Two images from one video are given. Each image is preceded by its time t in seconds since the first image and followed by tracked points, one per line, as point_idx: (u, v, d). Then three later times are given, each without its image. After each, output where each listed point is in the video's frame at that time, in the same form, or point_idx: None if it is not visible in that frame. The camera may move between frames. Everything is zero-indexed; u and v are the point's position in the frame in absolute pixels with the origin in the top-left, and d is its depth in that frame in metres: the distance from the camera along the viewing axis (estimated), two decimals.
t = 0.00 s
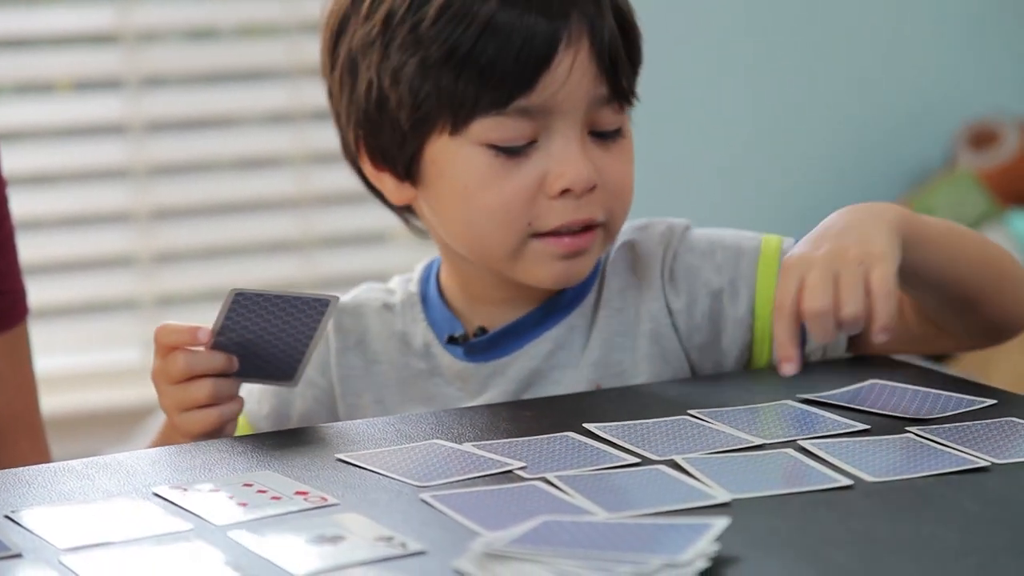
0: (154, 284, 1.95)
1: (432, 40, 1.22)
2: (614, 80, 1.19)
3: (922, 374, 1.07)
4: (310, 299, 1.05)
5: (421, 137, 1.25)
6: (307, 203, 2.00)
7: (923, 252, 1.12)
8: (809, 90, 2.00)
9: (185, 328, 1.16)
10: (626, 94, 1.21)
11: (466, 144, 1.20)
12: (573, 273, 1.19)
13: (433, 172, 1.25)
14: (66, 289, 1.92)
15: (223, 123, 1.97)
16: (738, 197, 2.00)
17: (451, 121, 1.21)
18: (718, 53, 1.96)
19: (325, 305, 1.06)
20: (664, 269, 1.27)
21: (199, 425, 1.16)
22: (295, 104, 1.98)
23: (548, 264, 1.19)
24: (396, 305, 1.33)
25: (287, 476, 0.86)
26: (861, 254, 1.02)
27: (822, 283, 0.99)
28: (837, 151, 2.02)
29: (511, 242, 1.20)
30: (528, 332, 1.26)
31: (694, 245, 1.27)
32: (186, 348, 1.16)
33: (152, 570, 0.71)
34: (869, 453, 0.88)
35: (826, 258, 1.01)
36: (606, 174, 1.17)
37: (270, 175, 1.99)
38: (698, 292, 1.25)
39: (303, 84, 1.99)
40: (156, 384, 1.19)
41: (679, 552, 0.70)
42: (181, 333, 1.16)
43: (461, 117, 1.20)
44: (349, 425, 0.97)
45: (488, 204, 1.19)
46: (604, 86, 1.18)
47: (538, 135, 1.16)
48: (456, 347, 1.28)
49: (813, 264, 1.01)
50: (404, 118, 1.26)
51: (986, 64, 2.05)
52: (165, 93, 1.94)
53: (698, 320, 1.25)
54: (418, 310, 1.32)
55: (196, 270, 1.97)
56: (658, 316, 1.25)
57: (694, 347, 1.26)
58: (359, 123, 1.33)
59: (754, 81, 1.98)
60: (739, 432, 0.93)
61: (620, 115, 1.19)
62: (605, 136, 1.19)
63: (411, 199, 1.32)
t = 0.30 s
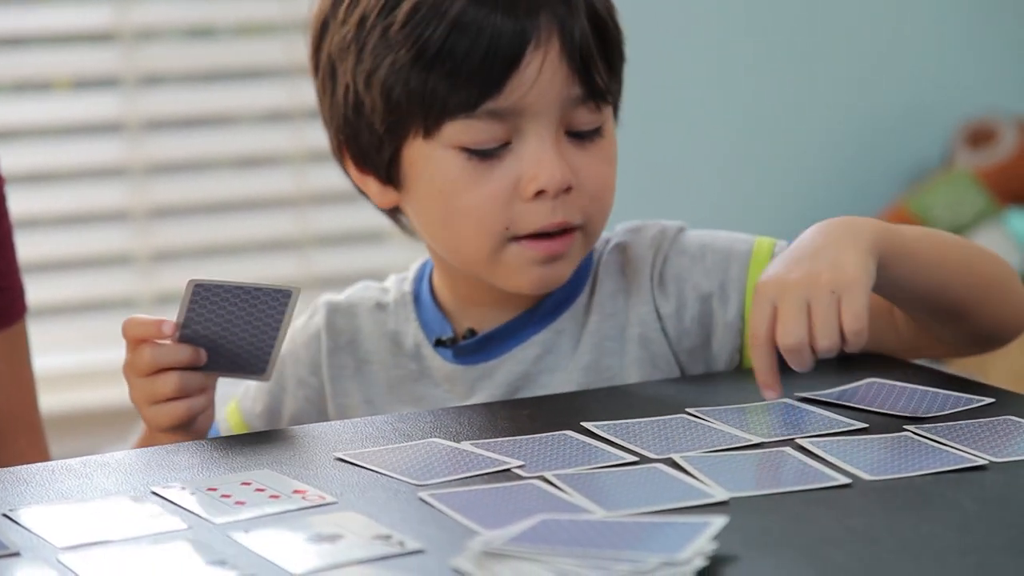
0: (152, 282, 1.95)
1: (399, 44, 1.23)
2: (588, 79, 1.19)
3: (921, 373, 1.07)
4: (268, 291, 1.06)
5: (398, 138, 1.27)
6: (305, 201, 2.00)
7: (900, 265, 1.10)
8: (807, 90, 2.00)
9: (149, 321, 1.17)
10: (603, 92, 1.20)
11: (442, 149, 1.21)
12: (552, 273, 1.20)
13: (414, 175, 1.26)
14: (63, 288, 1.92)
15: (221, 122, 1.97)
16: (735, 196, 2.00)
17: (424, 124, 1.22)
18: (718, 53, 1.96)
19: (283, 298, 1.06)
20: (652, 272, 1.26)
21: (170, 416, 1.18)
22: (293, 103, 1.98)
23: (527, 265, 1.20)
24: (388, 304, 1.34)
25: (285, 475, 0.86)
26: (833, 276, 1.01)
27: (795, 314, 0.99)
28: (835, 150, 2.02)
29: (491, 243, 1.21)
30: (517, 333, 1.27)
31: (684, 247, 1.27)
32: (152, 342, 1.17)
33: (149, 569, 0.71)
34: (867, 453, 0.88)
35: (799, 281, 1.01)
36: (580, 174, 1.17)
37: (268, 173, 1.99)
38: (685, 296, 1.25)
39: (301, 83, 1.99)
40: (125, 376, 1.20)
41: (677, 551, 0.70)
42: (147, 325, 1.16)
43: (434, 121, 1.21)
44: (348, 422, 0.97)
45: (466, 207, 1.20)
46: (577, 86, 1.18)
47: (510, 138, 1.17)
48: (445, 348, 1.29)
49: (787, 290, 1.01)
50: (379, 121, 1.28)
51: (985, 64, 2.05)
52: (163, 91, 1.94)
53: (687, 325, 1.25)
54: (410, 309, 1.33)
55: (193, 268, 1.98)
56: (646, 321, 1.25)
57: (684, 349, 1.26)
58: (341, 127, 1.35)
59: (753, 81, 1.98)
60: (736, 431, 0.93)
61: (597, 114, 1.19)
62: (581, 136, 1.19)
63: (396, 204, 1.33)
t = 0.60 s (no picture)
0: (152, 281, 1.95)
1: (379, 46, 1.25)
2: (571, 75, 1.18)
3: (921, 372, 1.07)
4: (269, 287, 1.05)
5: (383, 139, 1.28)
6: (305, 200, 2.01)
7: (863, 270, 1.07)
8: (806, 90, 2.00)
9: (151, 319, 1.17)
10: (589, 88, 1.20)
11: (427, 150, 1.22)
12: (541, 272, 1.20)
13: (404, 176, 1.27)
14: (63, 287, 1.92)
15: (223, 121, 1.97)
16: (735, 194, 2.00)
17: (407, 128, 1.23)
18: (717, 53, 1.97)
19: (284, 295, 1.06)
20: (644, 270, 1.27)
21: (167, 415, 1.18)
22: (293, 102, 1.99)
23: (515, 265, 1.20)
24: (390, 304, 1.34)
25: (285, 474, 0.87)
26: (760, 278, 1.00)
27: (714, 306, 0.98)
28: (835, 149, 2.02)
29: (480, 244, 1.21)
30: (517, 334, 1.27)
31: (674, 241, 1.27)
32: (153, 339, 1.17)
33: (149, 568, 0.71)
34: (866, 452, 0.87)
35: (724, 275, 1.00)
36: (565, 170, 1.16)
37: (268, 172, 2.00)
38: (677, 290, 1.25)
39: (302, 82, 2.00)
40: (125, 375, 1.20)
41: (677, 550, 0.70)
42: (147, 322, 1.17)
43: (417, 122, 1.22)
44: (351, 422, 0.97)
45: (454, 209, 1.21)
46: (559, 82, 1.17)
47: (492, 138, 1.17)
48: (447, 349, 1.29)
49: (712, 280, 1.00)
50: (365, 124, 1.29)
51: (984, 64, 2.16)
52: (163, 91, 1.94)
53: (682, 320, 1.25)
54: (410, 309, 1.33)
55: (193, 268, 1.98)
56: (642, 318, 1.26)
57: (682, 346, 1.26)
58: (334, 132, 1.37)
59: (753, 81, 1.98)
60: (736, 430, 0.93)
61: (582, 110, 1.18)
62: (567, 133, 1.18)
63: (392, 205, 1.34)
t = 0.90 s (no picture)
0: (150, 281, 1.95)
1: (367, 48, 1.25)
2: (559, 73, 1.18)
3: (920, 371, 1.07)
4: (295, 283, 1.02)
5: (375, 140, 1.28)
6: (304, 200, 2.01)
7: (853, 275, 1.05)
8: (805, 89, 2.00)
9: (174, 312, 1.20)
10: (578, 86, 1.19)
11: (418, 150, 1.22)
12: (533, 269, 1.20)
13: (397, 174, 1.27)
14: (63, 286, 1.92)
15: (222, 121, 1.98)
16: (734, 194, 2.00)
17: (398, 130, 1.23)
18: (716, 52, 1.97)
19: (311, 290, 1.02)
20: (642, 270, 1.27)
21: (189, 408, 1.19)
22: (292, 101, 1.99)
23: (508, 264, 1.20)
24: (390, 300, 1.34)
25: (283, 473, 0.86)
26: (752, 286, 0.97)
27: (703, 309, 0.95)
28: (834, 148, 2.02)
29: (472, 242, 1.21)
30: (515, 331, 1.27)
31: (670, 240, 1.27)
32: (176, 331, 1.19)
33: (150, 568, 0.71)
34: (865, 451, 0.87)
35: (716, 283, 0.97)
36: (555, 168, 1.16)
37: (267, 172, 2.00)
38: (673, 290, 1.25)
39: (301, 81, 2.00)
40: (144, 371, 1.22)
41: (678, 549, 0.70)
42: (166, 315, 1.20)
43: (407, 124, 1.22)
44: (353, 420, 0.97)
45: (444, 207, 1.21)
46: (548, 80, 1.17)
47: (481, 138, 1.17)
48: (446, 347, 1.29)
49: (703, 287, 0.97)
50: (356, 126, 1.30)
51: (984, 64, 2.16)
52: (163, 90, 1.94)
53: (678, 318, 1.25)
54: (410, 305, 1.33)
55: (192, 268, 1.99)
56: (639, 316, 1.26)
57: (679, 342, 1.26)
58: (328, 135, 1.37)
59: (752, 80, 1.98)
60: (735, 429, 0.93)
61: (572, 108, 1.18)
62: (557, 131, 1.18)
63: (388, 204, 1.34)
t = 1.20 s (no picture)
0: (151, 280, 1.96)
1: (376, 39, 1.25)
2: (566, 73, 1.18)
3: (920, 369, 1.07)
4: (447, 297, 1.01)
5: (381, 133, 1.28)
6: (306, 199, 2.02)
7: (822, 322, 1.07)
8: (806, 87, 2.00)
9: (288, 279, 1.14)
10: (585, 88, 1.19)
11: (423, 144, 1.22)
12: (531, 265, 1.20)
13: (403, 170, 1.27)
14: (65, 285, 1.93)
15: (224, 119, 1.98)
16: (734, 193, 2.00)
17: (404, 123, 1.23)
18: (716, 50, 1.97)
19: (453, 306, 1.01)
20: (646, 265, 1.28)
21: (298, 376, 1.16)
22: (294, 100, 1.99)
23: (508, 259, 1.20)
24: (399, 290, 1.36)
25: (285, 472, 0.86)
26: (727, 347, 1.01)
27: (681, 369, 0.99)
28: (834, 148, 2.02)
29: (473, 236, 1.21)
30: (522, 326, 1.26)
31: (674, 235, 1.28)
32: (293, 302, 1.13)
33: (150, 567, 0.71)
34: (866, 451, 0.87)
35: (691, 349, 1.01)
36: (556, 167, 1.16)
37: (268, 170, 2.01)
38: (677, 285, 1.26)
39: (304, 79, 2.00)
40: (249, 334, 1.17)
41: (679, 548, 0.70)
42: (289, 283, 1.13)
43: (414, 118, 1.21)
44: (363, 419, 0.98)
45: (447, 201, 1.21)
46: (553, 80, 1.17)
47: (485, 133, 1.17)
48: (456, 338, 1.28)
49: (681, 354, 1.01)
50: (364, 117, 1.29)
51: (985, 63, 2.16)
52: (164, 89, 1.95)
53: (682, 311, 1.26)
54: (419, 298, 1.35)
55: (194, 267, 1.99)
56: (645, 310, 1.26)
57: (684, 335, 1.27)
58: (338, 121, 1.37)
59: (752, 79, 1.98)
60: (737, 429, 0.93)
61: (577, 108, 1.18)
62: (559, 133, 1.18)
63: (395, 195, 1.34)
